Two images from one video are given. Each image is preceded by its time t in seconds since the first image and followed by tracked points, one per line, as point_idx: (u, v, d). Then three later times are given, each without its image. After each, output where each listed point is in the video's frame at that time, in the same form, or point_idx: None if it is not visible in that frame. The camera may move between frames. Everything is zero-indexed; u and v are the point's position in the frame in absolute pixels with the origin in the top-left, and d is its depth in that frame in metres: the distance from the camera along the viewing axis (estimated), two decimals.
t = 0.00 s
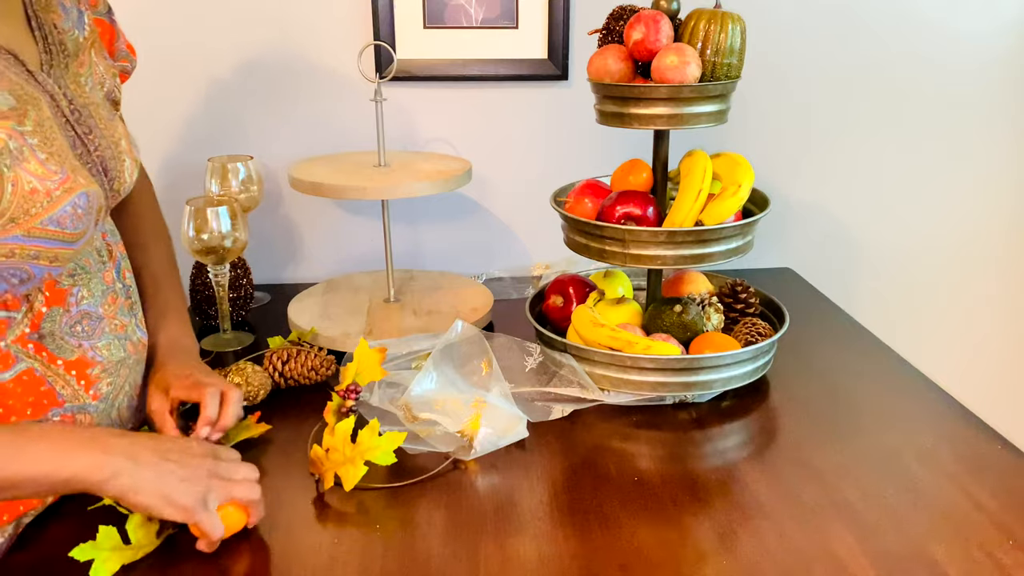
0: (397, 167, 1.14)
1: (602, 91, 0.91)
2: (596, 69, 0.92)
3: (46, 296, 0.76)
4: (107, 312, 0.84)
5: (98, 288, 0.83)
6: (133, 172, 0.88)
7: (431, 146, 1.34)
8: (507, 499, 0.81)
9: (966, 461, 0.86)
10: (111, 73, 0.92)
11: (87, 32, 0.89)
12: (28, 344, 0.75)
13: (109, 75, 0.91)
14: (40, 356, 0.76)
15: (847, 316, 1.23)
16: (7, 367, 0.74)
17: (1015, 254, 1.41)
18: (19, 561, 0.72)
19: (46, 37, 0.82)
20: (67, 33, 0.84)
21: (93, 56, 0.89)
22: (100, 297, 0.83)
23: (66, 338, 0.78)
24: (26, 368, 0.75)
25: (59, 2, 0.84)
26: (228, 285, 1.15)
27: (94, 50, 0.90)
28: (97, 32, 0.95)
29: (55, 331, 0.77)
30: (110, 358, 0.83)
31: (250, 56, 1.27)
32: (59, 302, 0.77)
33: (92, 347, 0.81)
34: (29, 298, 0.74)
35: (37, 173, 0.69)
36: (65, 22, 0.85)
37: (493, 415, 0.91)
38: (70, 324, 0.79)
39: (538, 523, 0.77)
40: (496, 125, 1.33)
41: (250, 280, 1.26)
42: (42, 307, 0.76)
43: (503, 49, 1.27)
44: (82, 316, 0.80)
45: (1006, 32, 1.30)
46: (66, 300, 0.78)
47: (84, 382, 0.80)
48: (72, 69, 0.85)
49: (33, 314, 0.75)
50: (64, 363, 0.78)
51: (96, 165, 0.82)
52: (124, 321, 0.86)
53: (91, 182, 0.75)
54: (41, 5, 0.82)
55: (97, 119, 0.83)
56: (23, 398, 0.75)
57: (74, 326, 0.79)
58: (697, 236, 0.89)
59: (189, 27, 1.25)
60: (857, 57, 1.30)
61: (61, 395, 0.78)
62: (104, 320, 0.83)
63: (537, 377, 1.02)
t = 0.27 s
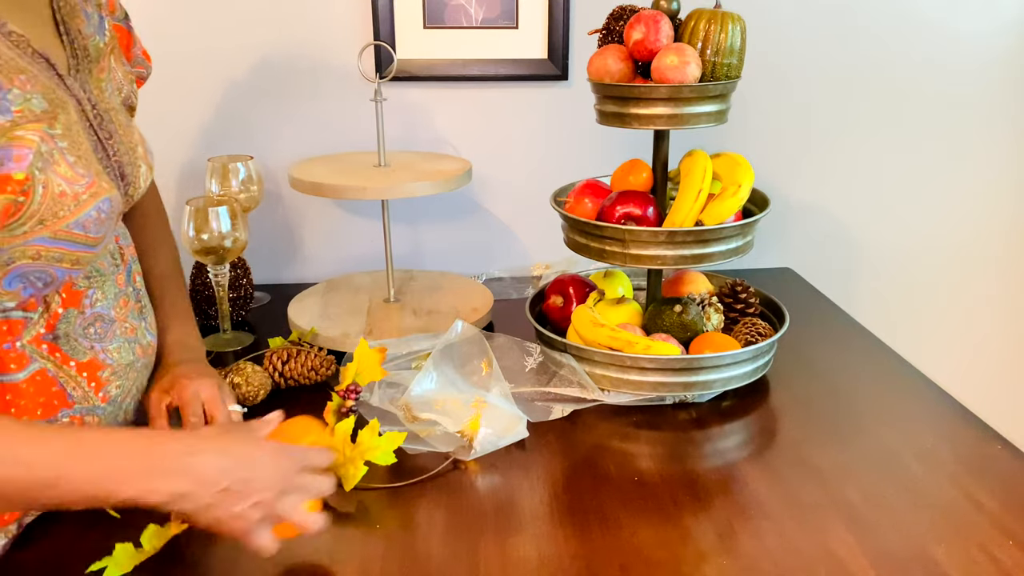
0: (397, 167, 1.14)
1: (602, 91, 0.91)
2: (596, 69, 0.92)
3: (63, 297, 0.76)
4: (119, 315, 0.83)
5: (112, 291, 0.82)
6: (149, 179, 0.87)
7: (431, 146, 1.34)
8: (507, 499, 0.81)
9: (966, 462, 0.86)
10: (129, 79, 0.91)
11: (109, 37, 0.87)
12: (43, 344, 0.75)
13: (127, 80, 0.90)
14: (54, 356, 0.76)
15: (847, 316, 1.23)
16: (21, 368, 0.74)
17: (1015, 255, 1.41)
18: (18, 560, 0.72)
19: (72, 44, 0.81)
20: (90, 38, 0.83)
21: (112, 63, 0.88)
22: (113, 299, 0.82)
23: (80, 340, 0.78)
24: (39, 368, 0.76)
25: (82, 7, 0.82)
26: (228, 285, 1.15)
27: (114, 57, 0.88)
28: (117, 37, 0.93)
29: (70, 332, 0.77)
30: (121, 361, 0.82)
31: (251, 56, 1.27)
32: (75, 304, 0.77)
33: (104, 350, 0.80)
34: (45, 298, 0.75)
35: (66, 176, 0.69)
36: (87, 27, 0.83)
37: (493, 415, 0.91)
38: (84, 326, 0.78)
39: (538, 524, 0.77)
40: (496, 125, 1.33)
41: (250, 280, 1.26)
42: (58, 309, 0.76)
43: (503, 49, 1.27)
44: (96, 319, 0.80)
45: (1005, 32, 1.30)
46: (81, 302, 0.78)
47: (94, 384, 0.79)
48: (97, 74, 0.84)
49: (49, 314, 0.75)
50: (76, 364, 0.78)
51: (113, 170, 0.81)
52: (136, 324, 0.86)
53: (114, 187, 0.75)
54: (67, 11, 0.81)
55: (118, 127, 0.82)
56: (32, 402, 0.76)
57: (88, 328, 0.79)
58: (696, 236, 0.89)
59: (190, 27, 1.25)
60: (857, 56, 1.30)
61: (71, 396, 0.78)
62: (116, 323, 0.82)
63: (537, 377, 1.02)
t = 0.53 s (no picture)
0: (397, 167, 1.14)
1: (602, 91, 0.91)
2: (596, 69, 0.92)
3: (87, 298, 0.76)
4: (136, 319, 0.83)
5: (132, 295, 0.83)
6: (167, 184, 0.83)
7: (431, 146, 1.34)
8: (507, 499, 0.81)
9: (966, 461, 0.86)
10: (148, 84, 0.89)
11: (132, 42, 0.85)
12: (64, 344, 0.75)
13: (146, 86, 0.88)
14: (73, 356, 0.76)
15: (847, 316, 1.23)
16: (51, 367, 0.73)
17: (1015, 254, 1.41)
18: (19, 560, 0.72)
19: (105, 50, 0.76)
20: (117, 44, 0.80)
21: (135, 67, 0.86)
22: (132, 303, 0.82)
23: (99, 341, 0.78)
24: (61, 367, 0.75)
25: (110, 14, 0.80)
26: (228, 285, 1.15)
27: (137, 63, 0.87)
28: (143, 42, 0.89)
29: (91, 334, 0.77)
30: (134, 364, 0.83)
31: (251, 56, 1.27)
32: (98, 305, 0.77)
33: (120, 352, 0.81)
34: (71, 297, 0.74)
35: (106, 181, 0.62)
36: (114, 33, 0.80)
37: (493, 414, 0.91)
38: (104, 328, 0.79)
39: (538, 524, 0.77)
40: (496, 125, 1.33)
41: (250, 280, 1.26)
42: (83, 310, 0.75)
43: (503, 49, 1.27)
44: (116, 322, 0.80)
45: (1005, 32, 1.30)
46: (104, 304, 0.78)
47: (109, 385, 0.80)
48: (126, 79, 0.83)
49: (75, 314, 0.75)
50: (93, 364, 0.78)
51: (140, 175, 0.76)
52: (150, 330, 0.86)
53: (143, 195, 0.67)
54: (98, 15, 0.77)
55: (147, 134, 0.77)
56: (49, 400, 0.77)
57: (107, 331, 0.79)
58: (697, 236, 0.89)
59: (191, 28, 1.25)
60: (857, 56, 1.30)
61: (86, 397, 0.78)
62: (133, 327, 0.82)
63: (537, 377, 1.02)
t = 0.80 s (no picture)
0: (397, 167, 1.14)
1: (602, 91, 0.91)
2: (596, 69, 0.92)
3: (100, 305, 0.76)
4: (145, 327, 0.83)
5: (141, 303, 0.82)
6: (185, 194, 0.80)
7: (431, 145, 1.34)
8: (507, 499, 0.81)
9: (966, 461, 0.86)
10: (171, 93, 0.87)
11: (158, 50, 0.84)
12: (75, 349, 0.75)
13: (168, 95, 0.86)
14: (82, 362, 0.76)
15: (847, 316, 1.23)
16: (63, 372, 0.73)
17: (1015, 254, 1.41)
18: (18, 559, 0.72)
19: (129, 58, 0.74)
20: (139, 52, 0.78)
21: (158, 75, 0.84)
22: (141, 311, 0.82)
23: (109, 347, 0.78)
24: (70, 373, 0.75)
25: (133, 21, 0.79)
26: (228, 285, 1.15)
27: (161, 70, 0.85)
28: (166, 50, 0.87)
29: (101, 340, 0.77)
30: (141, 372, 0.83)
31: (252, 56, 1.27)
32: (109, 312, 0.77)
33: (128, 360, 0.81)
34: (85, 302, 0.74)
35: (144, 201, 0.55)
36: (138, 41, 0.79)
37: (493, 414, 0.90)
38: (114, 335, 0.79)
39: (539, 524, 0.77)
40: (496, 125, 1.33)
41: (251, 280, 1.26)
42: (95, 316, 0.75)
43: (503, 49, 1.27)
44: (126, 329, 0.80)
45: (1005, 33, 1.30)
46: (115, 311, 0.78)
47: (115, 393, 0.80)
48: (149, 90, 0.79)
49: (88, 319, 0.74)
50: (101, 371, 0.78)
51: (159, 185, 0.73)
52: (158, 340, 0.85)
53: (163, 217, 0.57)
54: (121, 22, 0.76)
55: (166, 143, 0.74)
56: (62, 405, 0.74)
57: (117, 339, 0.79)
58: (697, 236, 0.89)
59: (192, 28, 1.25)
60: (857, 56, 1.30)
61: (93, 404, 0.78)
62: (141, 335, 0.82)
63: (537, 378, 1.02)
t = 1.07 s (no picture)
0: (397, 167, 1.14)
1: (602, 91, 0.91)
2: (597, 69, 0.92)
3: (109, 314, 0.77)
4: (156, 335, 0.83)
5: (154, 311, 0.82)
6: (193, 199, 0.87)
7: (431, 145, 1.34)
8: (508, 499, 0.81)
9: (966, 461, 0.86)
10: (194, 100, 0.89)
11: (183, 58, 0.85)
12: (85, 356, 0.76)
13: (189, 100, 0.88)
14: (91, 369, 0.77)
15: (847, 316, 1.23)
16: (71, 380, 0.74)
17: (1015, 255, 1.41)
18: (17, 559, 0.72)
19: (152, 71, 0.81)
20: (162, 62, 0.82)
21: (181, 84, 0.86)
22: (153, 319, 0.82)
23: (119, 356, 0.79)
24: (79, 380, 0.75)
25: (159, 29, 0.82)
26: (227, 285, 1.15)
27: (185, 78, 0.86)
28: (194, 57, 0.87)
29: (111, 348, 0.78)
30: (151, 380, 0.83)
31: (252, 57, 1.27)
32: (120, 321, 0.78)
33: (138, 367, 0.81)
34: (94, 312, 0.75)
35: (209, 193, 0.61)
36: (163, 50, 0.83)
37: (493, 414, 0.90)
38: (125, 343, 0.79)
39: (539, 524, 0.77)
40: (496, 125, 1.33)
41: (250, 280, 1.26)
42: (105, 324, 0.77)
43: (503, 50, 1.27)
44: (137, 337, 0.80)
45: (1004, 33, 1.30)
46: (126, 319, 0.79)
47: (124, 401, 0.80)
48: (169, 101, 0.84)
49: (96, 328, 0.76)
50: (110, 380, 0.78)
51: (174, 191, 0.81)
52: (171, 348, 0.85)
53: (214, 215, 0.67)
54: (145, 30, 0.81)
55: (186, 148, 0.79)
56: (70, 411, 0.75)
57: (129, 346, 0.80)
58: (697, 236, 0.89)
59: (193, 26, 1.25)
60: (857, 57, 1.31)
61: (99, 410, 0.78)
62: (152, 343, 0.82)
63: (538, 378, 1.02)
